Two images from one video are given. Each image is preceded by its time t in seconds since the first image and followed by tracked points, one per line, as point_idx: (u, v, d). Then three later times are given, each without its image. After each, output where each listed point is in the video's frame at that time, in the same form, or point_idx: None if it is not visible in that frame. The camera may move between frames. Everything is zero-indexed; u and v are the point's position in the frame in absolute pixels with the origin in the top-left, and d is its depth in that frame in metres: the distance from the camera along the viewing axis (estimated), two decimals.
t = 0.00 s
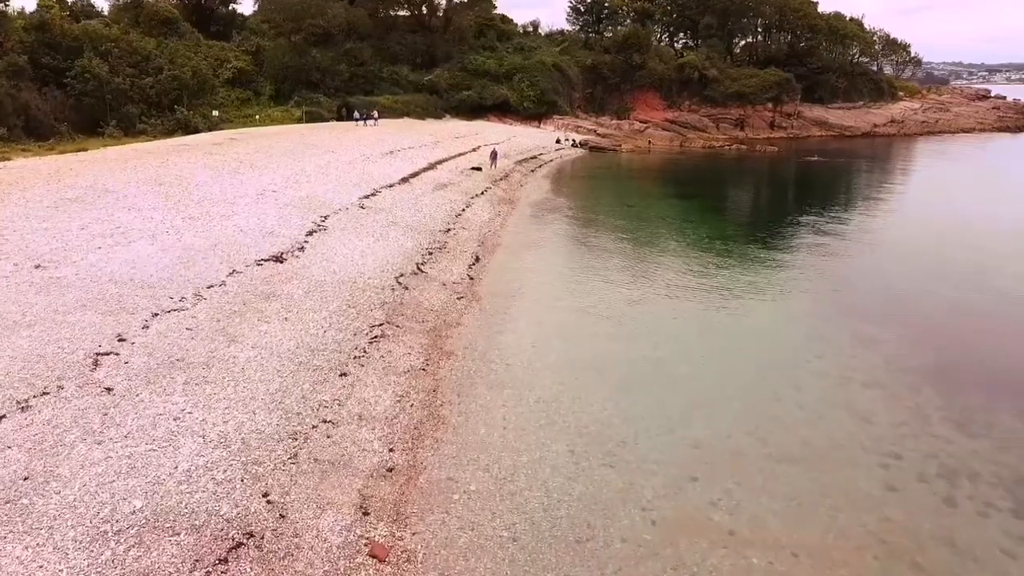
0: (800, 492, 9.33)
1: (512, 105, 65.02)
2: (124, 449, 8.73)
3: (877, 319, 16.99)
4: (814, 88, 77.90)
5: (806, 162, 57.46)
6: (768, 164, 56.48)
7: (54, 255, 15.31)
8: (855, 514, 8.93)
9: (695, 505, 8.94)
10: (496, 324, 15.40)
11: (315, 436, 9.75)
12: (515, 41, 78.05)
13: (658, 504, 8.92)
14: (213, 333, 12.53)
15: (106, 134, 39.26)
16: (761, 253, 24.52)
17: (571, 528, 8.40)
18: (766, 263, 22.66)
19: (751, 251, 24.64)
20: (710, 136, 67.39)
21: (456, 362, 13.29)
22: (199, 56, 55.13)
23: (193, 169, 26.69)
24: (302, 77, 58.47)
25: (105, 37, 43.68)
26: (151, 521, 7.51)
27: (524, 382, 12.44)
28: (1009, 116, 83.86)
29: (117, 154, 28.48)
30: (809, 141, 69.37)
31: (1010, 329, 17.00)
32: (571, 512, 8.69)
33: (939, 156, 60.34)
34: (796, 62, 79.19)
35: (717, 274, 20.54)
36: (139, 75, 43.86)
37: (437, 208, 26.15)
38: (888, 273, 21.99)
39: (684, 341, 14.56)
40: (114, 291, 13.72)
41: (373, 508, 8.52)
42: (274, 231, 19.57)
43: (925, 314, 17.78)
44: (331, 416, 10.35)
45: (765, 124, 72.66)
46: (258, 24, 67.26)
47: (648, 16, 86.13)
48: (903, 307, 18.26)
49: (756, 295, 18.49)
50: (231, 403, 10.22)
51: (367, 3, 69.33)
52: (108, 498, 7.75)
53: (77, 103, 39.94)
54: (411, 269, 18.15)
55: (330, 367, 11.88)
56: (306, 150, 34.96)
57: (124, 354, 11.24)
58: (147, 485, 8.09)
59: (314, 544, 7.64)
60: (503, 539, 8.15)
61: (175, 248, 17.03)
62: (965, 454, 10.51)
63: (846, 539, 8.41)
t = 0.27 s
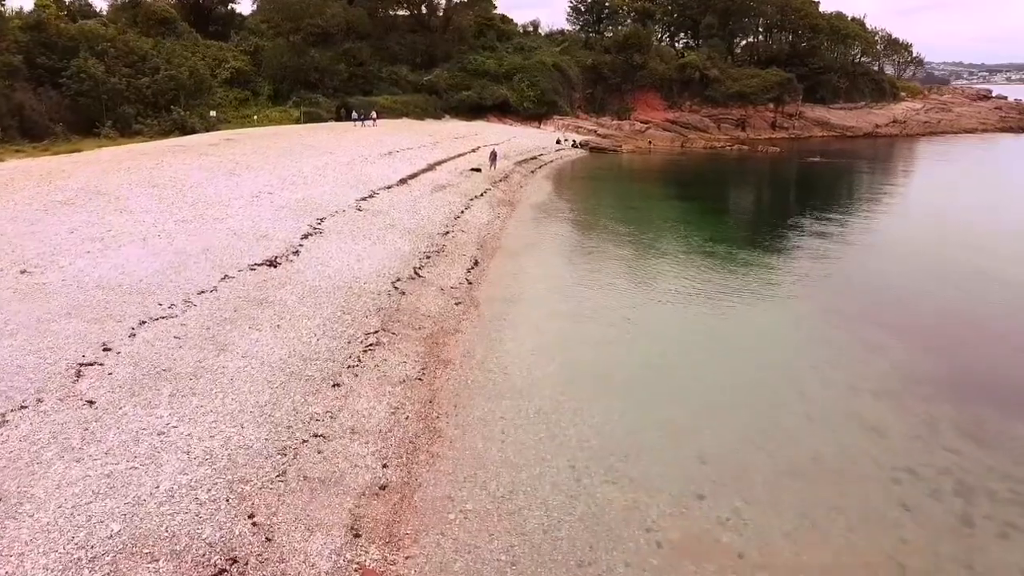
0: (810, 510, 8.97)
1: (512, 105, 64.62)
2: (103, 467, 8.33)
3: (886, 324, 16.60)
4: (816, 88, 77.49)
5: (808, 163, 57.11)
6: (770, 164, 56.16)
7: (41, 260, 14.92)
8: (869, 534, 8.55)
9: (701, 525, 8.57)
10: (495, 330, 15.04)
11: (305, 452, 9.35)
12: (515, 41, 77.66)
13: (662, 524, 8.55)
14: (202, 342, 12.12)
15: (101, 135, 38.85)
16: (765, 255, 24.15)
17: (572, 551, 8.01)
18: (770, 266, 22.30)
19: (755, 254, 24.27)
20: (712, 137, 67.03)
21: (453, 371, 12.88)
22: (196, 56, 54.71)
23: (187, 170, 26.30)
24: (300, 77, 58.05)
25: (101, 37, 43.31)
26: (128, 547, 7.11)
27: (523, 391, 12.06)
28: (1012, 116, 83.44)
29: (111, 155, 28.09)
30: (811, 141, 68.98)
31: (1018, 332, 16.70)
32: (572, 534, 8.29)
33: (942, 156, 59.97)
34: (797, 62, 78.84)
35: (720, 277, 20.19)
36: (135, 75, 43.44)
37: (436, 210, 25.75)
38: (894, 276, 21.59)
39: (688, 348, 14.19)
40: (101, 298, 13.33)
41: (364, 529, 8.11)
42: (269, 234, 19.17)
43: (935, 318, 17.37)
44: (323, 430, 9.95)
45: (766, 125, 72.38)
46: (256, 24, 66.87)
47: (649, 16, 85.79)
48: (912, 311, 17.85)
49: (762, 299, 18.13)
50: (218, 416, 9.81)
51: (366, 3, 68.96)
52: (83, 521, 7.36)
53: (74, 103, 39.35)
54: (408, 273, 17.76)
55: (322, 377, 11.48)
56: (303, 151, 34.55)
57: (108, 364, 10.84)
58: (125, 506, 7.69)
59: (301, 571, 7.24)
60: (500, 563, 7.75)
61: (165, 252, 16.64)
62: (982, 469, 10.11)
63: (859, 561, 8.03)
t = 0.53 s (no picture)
0: (821, 530, 8.58)
1: (512, 106, 64.23)
2: (80, 487, 7.94)
3: (895, 331, 16.18)
4: (817, 88, 77.11)
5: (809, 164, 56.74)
6: (771, 165, 55.85)
7: (27, 266, 14.54)
8: (883, 557, 8.16)
9: (708, 548, 8.15)
10: (494, 336, 14.70)
11: (295, 468, 8.96)
12: (515, 41, 77.25)
13: (667, 545, 8.16)
14: (190, 351, 11.72)
15: (97, 135, 38.46)
16: (769, 258, 23.76)
17: None
18: (775, 269, 21.88)
19: (759, 256, 23.88)
20: (713, 137, 66.66)
21: (450, 380, 12.48)
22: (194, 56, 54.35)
23: (182, 172, 25.92)
24: (299, 77, 57.66)
25: (97, 37, 42.97)
26: None
27: (523, 401, 11.67)
28: (1014, 116, 83.04)
29: (105, 156, 27.69)
30: (813, 142, 68.60)
31: None
32: (573, 558, 7.89)
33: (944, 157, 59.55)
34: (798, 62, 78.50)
35: (724, 281, 19.80)
36: (132, 75, 43.06)
37: (435, 212, 25.36)
38: (901, 281, 21.18)
39: (693, 356, 13.78)
40: (87, 304, 12.94)
41: (354, 553, 7.73)
42: (263, 238, 18.78)
43: (944, 325, 16.96)
44: (314, 445, 9.56)
45: (768, 125, 72.05)
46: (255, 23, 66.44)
47: (649, 16, 85.47)
48: (921, 317, 17.44)
49: (767, 304, 17.73)
50: (204, 431, 9.40)
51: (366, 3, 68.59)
52: (56, 547, 6.99)
53: (69, 104, 39.17)
54: (406, 278, 17.36)
55: (315, 388, 11.09)
56: (300, 152, 34.17)
57: (92, 375, 10.46)
58: (101, 530, 7.31)
59: None
60: None
61: (156, 256, 16.25)
62: (999, 484, 9.72)
63: None
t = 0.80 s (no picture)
0: (833, 553, 8.20)
1: (512, 106, 63.84)
2: (53, 509, 7.54)
3: (904, 337, 15.77)
4: (819, 88, 76.73)
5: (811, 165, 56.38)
6: (773, 166, 55.49)
7: (12, 271, 14.15)
8: None
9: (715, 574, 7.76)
10: (492, 343, 14.33)
11: (283, 488, 8.55)
12: (515, 41, 76.85)
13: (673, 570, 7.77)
14: (177, 361, 11.32)
15: (92, 136, 38.02)
16: (773, 260, 23.34)
17: None
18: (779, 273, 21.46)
19: (762, 259, 23.46)
20: (714, 138, 66.29)
21: (447, 391, 12.07)
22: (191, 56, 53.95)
23: (176, 174, 25.52)
24: (297, 77, 57.23)
25: (93, 37, 42.58)
26: None
27: (521, 413, 11.30)
28: (1016, 116, 82.65)
29: (98, 158, 27.28)
30: (814, 142, 68.20)
31: None
32: None
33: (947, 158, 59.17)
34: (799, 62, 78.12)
35: (727, 285, 19.39)
36: (128, 75, 42.66)
37: (433, 215, 24.96)
38: (909, 284, 20.77)
39: (697, 365, 13.37)
40: (72, 312, 12.54)
41: None
42: (256, 241, 18.37)
43: (955, 331, 16.53)
44: (304, 461, 9.17)
45: (769, 125, 71.67)
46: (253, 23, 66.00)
47: (650, 15, 85.10)
48: (931, 323, 17.01)
49: (772, 309, 17.31)
50: (189, 447, 8.99)
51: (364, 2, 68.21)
52: None
53: (64, 105, 38.75)
54: (402, 282, 16.95)
55: (306, 400, 10.68)
56: (297, 153, 33.76)
57: (73, 387, 10.06)
58: (74, 557, 6.91)
59: None
60: None
61: (146, 261, 15.85)
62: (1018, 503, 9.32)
63: None
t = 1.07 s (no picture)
0: None
1: (512, 106, 63.43)
2: (25, 535, 7.16)
3: (913, 341, 15.35)
4: (820, 88, 76.35)
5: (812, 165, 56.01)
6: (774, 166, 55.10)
7: None
8: None
9: None
10: (491, 351, 13.96)
11: (270, 509, 8.14)
12: (514, 40, 76.43)
13: None
14: (164, 372, 10.89)
15: (87, 137, 37.57)
16: (776, 261, 22.96)
17: None
18: (782, 275, 21.03)
19: (765, 261, 23.09)
20: (715, 138, 65.89)
21: (443, 402, 11.67)
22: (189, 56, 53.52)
23: (170, 176, 25.10)
24: (296, 77, 56.82)
25: (89, 36, 42.18)
26: None
27: (521, 424, 10.92)
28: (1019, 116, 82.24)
29: (91, 159, 26.85)
30: (816, 142, 67.79)
31: None
32: None
33: (950, 158, 58.78)
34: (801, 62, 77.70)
35: (728, 287, 19.11)
36: (124, 75, 42.24)
37: (432, 217, 24.54)
38: (915, 286, 20.33)
39: (700, 372, 12.98)
40: (56, 320, 12.14)
41: None
42: (250, 245, 17.97)
43: (964, 334, 16.11)
44: (293, 479, 8.76)
45: (770, 126, 71.26)
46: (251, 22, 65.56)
47: (650, 15, 84.71)
48: (939, 327, 16.58)
49: (775, 313, 16.90)
50: (172, 465, 8.59)
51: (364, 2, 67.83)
52: None
53: (60, 105, 38.13)
54: (398, 287, 16.55)
55: (296, 414, 10.28)
56: (294, 154, 33.34)
57: (52, 401, 9.66)
58: None
59: None
60: None
61: (135, 266, 15.45)
62: None
63: None
